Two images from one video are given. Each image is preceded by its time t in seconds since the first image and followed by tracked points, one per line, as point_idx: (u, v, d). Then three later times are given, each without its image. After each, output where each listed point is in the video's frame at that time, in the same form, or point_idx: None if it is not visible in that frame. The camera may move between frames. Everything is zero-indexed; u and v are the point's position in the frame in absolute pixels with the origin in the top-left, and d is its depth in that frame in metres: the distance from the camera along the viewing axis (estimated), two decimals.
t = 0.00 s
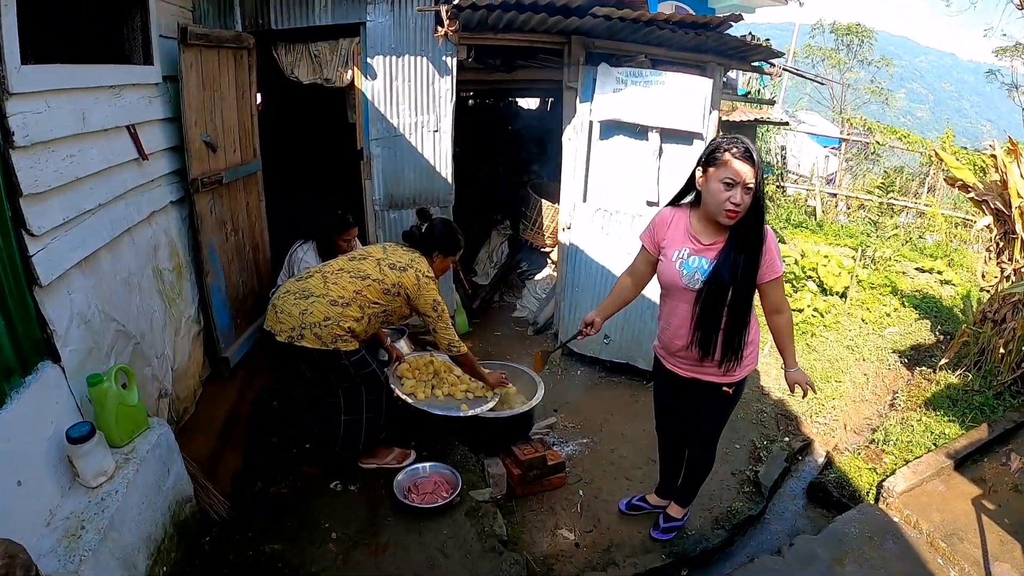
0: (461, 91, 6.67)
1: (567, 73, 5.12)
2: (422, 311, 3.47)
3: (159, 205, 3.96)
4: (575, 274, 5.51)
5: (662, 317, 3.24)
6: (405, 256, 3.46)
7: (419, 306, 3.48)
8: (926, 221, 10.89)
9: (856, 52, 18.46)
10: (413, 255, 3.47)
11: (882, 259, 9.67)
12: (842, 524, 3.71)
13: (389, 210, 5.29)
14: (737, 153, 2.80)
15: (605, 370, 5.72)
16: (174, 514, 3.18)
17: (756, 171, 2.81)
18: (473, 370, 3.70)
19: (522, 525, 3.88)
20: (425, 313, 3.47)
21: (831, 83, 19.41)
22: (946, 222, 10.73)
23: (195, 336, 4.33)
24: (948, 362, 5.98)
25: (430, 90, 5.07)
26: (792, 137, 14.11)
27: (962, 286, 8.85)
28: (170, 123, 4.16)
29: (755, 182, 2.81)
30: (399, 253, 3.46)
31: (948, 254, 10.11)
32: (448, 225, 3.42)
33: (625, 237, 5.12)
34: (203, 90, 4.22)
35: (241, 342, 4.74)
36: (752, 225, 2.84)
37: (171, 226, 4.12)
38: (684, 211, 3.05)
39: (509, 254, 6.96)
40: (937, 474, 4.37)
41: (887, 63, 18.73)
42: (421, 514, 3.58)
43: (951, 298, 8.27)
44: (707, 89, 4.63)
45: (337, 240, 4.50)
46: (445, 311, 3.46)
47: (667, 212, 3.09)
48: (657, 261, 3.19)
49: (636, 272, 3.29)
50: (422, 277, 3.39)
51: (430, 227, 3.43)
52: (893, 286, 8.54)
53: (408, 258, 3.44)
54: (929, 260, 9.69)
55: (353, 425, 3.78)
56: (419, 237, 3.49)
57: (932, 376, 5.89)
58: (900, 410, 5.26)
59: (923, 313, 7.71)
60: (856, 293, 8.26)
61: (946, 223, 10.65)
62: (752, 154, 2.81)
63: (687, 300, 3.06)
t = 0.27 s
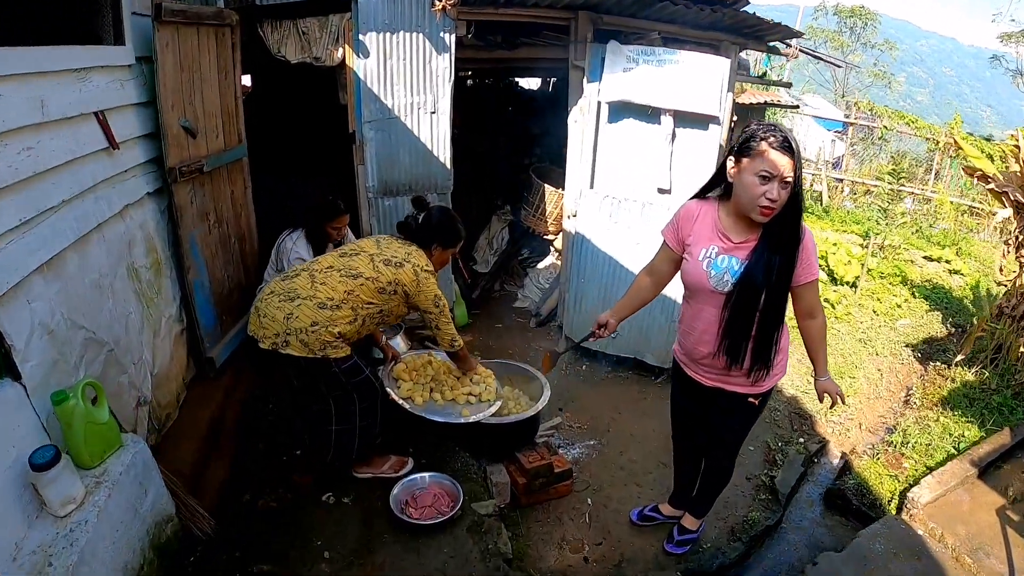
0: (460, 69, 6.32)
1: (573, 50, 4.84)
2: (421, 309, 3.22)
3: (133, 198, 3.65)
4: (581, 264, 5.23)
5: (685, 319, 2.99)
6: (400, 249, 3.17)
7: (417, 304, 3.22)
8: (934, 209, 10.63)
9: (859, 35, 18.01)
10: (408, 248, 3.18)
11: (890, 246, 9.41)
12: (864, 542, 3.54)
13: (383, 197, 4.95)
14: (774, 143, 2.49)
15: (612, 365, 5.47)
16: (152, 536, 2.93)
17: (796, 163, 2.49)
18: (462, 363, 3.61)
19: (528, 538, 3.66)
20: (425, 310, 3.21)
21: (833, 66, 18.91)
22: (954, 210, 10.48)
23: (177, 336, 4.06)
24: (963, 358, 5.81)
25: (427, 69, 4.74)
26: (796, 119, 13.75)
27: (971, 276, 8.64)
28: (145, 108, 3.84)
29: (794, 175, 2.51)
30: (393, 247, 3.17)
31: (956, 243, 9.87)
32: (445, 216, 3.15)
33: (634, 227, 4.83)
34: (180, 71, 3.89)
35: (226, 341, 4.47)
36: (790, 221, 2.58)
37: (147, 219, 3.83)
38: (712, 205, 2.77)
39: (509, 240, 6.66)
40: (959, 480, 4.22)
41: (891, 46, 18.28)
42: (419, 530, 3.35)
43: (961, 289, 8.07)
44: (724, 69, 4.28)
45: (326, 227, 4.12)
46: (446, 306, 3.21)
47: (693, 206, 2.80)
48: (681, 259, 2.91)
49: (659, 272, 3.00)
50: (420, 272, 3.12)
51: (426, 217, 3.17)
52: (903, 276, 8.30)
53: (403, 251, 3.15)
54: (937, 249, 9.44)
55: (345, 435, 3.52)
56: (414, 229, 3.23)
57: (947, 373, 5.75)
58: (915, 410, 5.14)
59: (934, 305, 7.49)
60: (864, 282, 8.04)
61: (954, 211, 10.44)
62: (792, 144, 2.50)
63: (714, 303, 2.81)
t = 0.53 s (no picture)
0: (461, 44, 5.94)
1: (586, 24, 4.47)
2: (424, 307, 2.94)
3: (104, 187, 3.32)
4: (591, 252, 4.93)
5: (720, 324, 2.72)
6: (397, 241, 2.87)
7: (420, 302, 2.94)
8: (942, 195, 10.35)
9: (864, 17, 17.39)
10: (407, 239, 2.89)
11: (899, 233, 9.11)
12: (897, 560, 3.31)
13: (380, 180, 4.59)
14: (835, 131, 2.19)
15: (622, 359, 5.19)
16: (128, 561, 2.66)
17: (858, 154, 2.20)
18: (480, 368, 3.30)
19: (539, 552, 3.41)
20: (428, 309, 2.94)
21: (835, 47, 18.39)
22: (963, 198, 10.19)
23: (157, 335, 3.75)
24: (982, 355, 5.60)
25: (427, 43, 4.38)
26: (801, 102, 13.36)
27: (981, 266, 8.33)
28: (118, 89, 3.50)
29: (855, 168, 2.22)
30: (389, 239, 2.86)
31: (966, 231, 9.58)
32: (448, 205, 2.87)
33: (648, 213, 4.53)
34: (158, 46, 3.54)
35: (212, 338, 4.16)
36: (848, 218, 2.31)
37: (121, 209, 3.50)
38: (757, 198, 2.48)
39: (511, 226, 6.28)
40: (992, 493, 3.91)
41: (896, 28, 17.80)
42: (421, 548, 3.08)
43: (972, 278, 7.84)
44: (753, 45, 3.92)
45: (314, 211, 3.70)
46: (453, 303, 2.95)
47: (734, 197, 2.51)
48: (719, 257, 2.63)
49: (694, 273, 2.71)
50: (422, 266, 2.83)
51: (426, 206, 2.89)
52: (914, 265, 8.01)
53: (401, 244, 2.84)
54: (946, 237, 9.16)
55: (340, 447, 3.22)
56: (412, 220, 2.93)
57: (964, 369, 5.54)
58: (932, 407, 4.97)
59: (946, 295, 7.24)
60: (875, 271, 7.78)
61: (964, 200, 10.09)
62: (854, 132, 2.21)
63: (756, 309, 2.52)
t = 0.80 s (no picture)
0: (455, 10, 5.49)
1: None
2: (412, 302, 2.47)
3: (55, 171, 2.90)
4: (598, 234, 4.58)
5: (766, 323, 2.40)
6: (381, 223, 2.44)
7: (408, 296, 2.47)
8: (945, 174, 10.06)
9: None
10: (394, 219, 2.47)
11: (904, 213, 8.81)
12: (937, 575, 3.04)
13: (369, 157, 4.19)
14: (917, 102, 1.86)
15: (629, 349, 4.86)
16: None
17: (942, 129, 1.87)
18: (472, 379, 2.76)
19: (552, 569, 3.11)
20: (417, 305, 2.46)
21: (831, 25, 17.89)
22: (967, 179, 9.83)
23: (123, 334, 3.37)
24: (1001, 343, 5.35)
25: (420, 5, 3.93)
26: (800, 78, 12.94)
27: (988, 249, 8.01)
28: (72, 59, 3.05)
29: (937, 148, 1.89)
30: (371, 220, 2.42)
31: (970, 212, 9.30)
32: (445, 178, 2.57)
33: (662, 192, 4.17)
34: (116, 9, 3.10)
35: (185, 335, 3.80)
36: (925, 200, 1.99)
37: (77, 194, 3.10)
38: (815, 177, 2.14)
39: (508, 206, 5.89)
40: None
41: (892, 7, 17.32)
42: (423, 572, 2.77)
43: (981, 261, 7.58)
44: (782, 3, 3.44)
45: (287, 191, 3.22)
46: (448, 298, 2.46)
47: (787, 176, 2.17)
48: (767, 246, 2.29)
49: (738, 263, 2.38)
50: (411, 251, 2.38)
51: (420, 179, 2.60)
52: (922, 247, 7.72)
53: (385, 225, 2.42)
54: (951, 218, 8.81)
55: (328, 462, 2.86)
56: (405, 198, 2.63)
57: (982, 359, 5.27)
58: (953, 397, 4.70)
59: (955, 280, 6.97)
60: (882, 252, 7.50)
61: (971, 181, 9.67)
62: (937, 105, 1.88)
63: (812, 307, 2.20)
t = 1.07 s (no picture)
0: None
1: None
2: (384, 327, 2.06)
3: None
4: (596, 224, 4.21)
5: (812, 337, 2.17)
6: (354, 227, 2.04)
7: (380, 319, 2.06)
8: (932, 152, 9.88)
9: None
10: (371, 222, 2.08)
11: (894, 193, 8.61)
12: None
13: (344, 144, 3.72)
14: (1010, 92, 1.64)
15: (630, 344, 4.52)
16: None
17: None
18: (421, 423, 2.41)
19: None
20: (389, 329, 2.05)
21: None
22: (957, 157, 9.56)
23: (76, 353, 2.85)
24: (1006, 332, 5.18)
25: None
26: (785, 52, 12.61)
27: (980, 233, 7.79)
28: None
29: None
30: (341, 225, 2.03)
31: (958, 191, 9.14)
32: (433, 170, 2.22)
33: (667, 180, 3.86)
34: None
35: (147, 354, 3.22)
36: (1011, 200, 1.77)
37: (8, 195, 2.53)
38: (877, 172, 1.89)
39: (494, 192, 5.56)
40: None
41: None
42: None
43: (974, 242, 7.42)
44: None
45: (236, 189, 2.83)
46: (422, 322, 2.08)
47: (845, 171, 1.91)
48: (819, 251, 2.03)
49: (782, 268, 2.09)
50: (387, 259, 1.99)
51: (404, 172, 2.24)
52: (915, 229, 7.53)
53: (358, 229, 2.02)
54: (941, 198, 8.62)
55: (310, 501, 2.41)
56: (388, 194, 2.27)
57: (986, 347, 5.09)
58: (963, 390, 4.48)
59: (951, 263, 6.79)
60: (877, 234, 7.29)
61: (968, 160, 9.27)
62: None
63: (873, 324, 1.98)
